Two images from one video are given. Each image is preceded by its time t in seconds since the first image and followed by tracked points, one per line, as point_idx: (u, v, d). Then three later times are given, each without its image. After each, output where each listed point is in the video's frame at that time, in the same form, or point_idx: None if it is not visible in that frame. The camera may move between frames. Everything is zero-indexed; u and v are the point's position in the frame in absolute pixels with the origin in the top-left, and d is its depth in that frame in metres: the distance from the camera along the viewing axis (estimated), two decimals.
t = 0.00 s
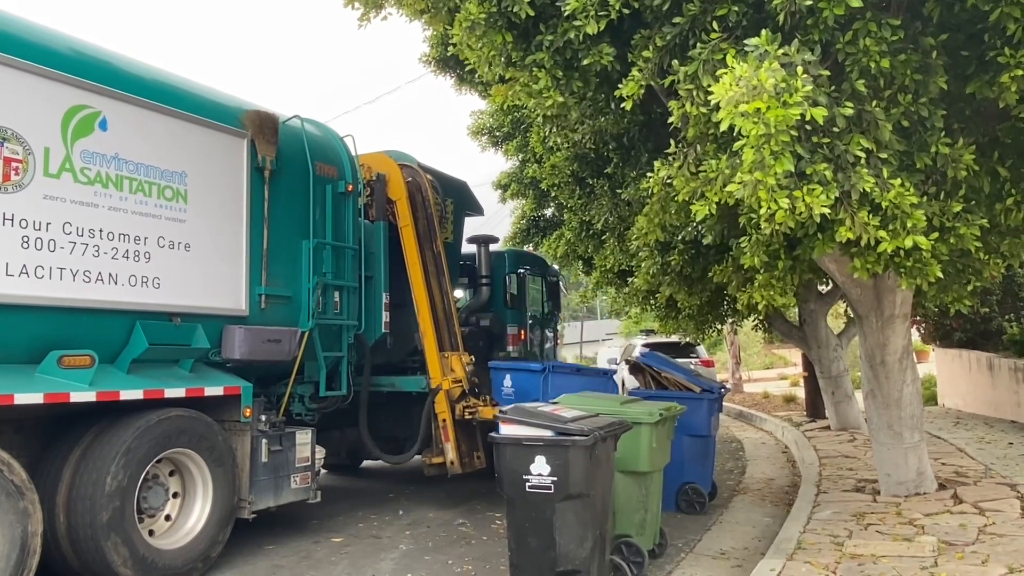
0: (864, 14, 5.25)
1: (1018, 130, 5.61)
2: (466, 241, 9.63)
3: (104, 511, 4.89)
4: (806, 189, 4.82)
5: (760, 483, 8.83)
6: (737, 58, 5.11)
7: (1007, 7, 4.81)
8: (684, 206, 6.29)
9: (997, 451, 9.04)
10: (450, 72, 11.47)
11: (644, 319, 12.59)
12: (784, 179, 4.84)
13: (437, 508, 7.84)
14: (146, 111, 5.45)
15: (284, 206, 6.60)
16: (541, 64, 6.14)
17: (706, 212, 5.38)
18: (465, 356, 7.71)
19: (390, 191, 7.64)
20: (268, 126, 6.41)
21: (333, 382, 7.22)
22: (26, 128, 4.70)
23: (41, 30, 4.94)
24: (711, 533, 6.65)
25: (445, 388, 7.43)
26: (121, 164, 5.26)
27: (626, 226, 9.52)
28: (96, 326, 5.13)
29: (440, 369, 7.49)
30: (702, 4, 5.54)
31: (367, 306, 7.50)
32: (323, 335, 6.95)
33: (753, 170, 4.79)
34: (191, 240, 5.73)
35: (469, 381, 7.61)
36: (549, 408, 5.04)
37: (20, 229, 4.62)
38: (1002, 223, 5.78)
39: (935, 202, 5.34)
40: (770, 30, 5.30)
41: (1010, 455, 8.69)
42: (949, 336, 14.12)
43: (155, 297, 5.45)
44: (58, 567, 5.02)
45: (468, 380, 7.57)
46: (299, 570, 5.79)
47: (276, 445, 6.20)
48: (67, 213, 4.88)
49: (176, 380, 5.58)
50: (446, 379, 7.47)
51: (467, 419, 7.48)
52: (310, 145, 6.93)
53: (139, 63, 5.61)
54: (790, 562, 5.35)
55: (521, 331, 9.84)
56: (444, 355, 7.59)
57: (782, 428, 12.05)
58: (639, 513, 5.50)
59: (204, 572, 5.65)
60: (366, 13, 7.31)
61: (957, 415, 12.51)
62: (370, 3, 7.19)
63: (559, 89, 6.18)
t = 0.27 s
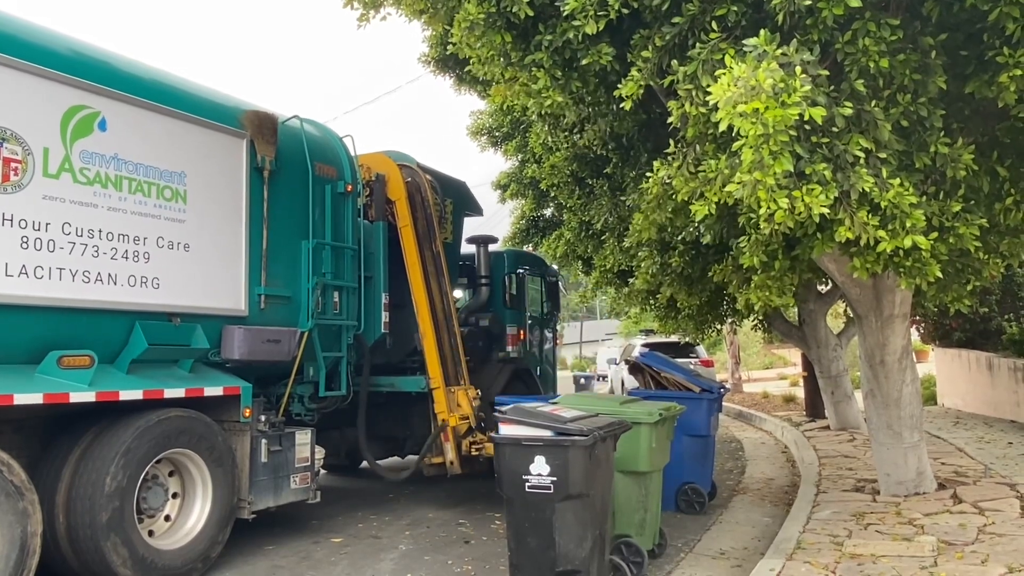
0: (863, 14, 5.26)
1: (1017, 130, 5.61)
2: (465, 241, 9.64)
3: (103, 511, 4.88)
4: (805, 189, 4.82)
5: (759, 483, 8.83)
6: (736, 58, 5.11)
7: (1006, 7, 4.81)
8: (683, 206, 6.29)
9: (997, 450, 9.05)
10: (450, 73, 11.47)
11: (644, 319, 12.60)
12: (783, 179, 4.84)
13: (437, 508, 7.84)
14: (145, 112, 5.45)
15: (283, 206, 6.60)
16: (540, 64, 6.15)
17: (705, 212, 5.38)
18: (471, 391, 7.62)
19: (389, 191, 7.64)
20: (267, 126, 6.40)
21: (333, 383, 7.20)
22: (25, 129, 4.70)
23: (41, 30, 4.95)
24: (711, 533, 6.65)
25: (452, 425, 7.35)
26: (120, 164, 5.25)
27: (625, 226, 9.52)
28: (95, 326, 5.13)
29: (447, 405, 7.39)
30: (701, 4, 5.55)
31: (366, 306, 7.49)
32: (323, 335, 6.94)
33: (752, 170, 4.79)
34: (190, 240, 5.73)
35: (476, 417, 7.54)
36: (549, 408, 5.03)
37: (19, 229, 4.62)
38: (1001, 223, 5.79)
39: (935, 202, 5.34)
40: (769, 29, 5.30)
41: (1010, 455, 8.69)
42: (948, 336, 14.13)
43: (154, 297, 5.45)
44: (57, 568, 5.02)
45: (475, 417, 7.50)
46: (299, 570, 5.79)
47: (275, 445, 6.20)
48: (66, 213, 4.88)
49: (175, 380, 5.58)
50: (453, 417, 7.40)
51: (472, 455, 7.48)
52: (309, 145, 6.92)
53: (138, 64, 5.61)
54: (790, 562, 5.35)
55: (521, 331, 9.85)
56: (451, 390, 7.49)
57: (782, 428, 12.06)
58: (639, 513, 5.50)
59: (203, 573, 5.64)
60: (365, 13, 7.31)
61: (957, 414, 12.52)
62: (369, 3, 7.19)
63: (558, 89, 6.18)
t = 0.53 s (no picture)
0: (862, 14, 5.26)
1: (1016, 130, 5.61)
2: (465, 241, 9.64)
3: (103, 512, 4.88)
4: (804, 189, 4.82)
5: (759, 483, 8.84)
6: (735, 58, 5.11)
7: (1005, 7, 4.82)
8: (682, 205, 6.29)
9: (996, 450, 9.05)
10: (449, 73, 11.47)
11: (643, 319, 12.60)
12: (782, 179, 4.84)
13: (437, 508, 7.84)
14: (143, 112, 5.45)
15: (281, 206, 6.60)
16: (539, 64, 6.15)
17: (705, 212, 5.38)
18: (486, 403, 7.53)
19: (388, 194, 7.63)
20: (265, 126, 6.40)
21: (331, 383, 7.21)
22: (23, 129, 4.70)
23: (39, 30, 4.95)
24: (711, 533, 6.65)
25: (467, 437, 7.27)
26: (119, 164, 5.25)
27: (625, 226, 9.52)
28: (94, 326, 5.13)
29: (460, 417, 7.34)
30: (699, 5, 5.55)
31: (365, 307, 7.49)
32: (321, 335, 6.93)
33: (752, 170, 4.79)
34: (188, 240, 5.73)
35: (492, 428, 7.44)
36: (547, 407, 5.03)
37: (18, 229, 4.62)
38: (1000, 223, 5.80)
39: (934, 202, 5.34)
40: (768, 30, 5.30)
41: (1009, 455, 8.69)
42: (948, 336, 14.14)
43: (153, 297, 5.45)
44: (57, 568, 5.01)
45: (489, 426, 7.40)
46: (298, 571, 5.78)
47: (274, 445, 6.19)
48: (65, 213, 4.88)
49: (174, 381, 5.58)
50: (468, 429, 7.32)
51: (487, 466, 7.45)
52: (308, 145, 6.92)
53: (136, 64, 5.61)
54: (789, 562, 5.35)
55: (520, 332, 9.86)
56: (464, 403, 7.42)
57: (781, 428, 12.06)
58: (639, 513, 5.50)
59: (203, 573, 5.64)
60: (364, 13, 7.30)
61: (956, 414, 12.54)
62: (368, 3, 7.18)
63: (557, 89, 6.18)
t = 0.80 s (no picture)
0: (862, 15, 5.26)
1: (1015, 130, 5.62)
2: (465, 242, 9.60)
3: (103, 513, 4.88)
4: (804, 189, 4.83)
5: (759, 483, 8.84)
6: (734, 58, 5.11)
7: (1004, 7, 4.82)
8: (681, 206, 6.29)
9: (995, 451, 9.05)
10: (449, 74, 11.47)
11: (643, 319, 12.60)
12: (782, 179, 4.84)
13: (437, 509, 7.84)
14: (143, 113, 5.45)
15: (281, 208, 6.60)
16: (539, 65, 6.15)
17: (704, 213, 5.39)
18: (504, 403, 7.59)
19: (388, 202, 7.66)
20: (266, 127, 6.40)
21: (331, 385, 7.20)
22: (24, 130, 4.70)
23: (40, 32, 4.95)
24: (710, 534, 6.66)
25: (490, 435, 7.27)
26: (119, 165, 5.25)
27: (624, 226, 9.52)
28: (94, 327, 5.13)
29: (481, 416, 7.36)
30: (699, 5, 5.55)
31: (365, 308, 7.49)
32: (321, 336, 6.93)
33: (751, 170, 4.79)
34: (188, 241, 5.73)
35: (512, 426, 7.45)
36: (547, 408, 5.03)
37: (18, 231, 4.62)
38: (999, 223, 5.82)
39: (933, 202, 5.34)
40: (768, 30, 5.30)
41: (1008, 455, 8.69)
42: (947, 337, 14.14)
43: (153, 298, 5.45)
44: (56, 568, 5.02)
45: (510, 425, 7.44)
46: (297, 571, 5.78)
47: (274, 446, 6.19)
48: (65, 215, 4.88)
49: (174, 382, 5.58)
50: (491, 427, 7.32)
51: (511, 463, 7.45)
52: (308, 146, 6.92)
53: (137, 65, 5.61)
54: (789, 562, 5.35)
55: (520, 332, 9.87)
56: (484, 404, 7.48)
57: (781, 429, 12.07)
58: (638, 513, 5.50)
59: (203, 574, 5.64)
60: (364, 14, 7.30)
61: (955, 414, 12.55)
62: (367, 4, 7.18)
63: (557, 89, 6.19)
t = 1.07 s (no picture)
0: (861, 15, 5.26)
1: (1014, 130, 5.63)
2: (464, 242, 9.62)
3: (102, 513, 4.88)
4: (803, 189, 4.83)
5: (758, 483, 8.84)
6: (733, 58, 5.11)
7: (1003, 7, 4.82)
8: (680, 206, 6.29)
9: (994, 450, 9.05)
10: (448, 74, 11.48)
11: (642, 319, 12.61)
12: (781, 179, 4.84)
13: (436, 509, 7.84)
14: (143, 113, 5.45)
15: (281, 209, 6.60)
16: (538, 65, 6.15)
17: (703, 213, 5.39)
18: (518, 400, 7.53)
19: (388, 208, 7.61)
20: (266, 127, 6.40)
21: (331, 385, 7.20)
22: (23, 130, 4.70)
23: (39, 32, 4.95)
24: (710, 534, 6.67)
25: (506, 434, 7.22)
26: (118, 165, 5.25)
27: (623, 226, 9.52)
28: (93, 328, 5.13)
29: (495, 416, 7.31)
30: (698, 5, 5.55)
31: (365, 309, 7.49)
32: (321, 336, 6.93)
33: (750, 170, 4.79)
34: (188, 241, 5.73)
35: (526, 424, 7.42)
36: (546, 408, 5.04)
37: (17, 231, 4.62)
38: (999, 223, 5.82)
39: (932, 202, 5.35)
40: (767, 30, 5.30)
41: (1008, 455, 8.69)
42: (946, 337, 14.14)
43: (152, 299, 5.45)
44: (55, 568, 5.01)
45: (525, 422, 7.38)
46: (296, 572, 5.78)
47: (273, 446, 6.19)
48: (64, 215, 4.88)
49: (173, 382, 5.58)
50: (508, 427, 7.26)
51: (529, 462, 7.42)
52: (308, 147, 6.92)
53: (136, 65, 5.61)
54: (788, 562, 5.36)
55: (519, 332, 9.88)
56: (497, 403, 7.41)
57: (780, 429, 12.07)
58: (638, 514, 5.49)
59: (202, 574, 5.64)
60: (363, 14, 7.30)
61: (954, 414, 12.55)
62: (366, 4, 7.18)
63: (556, 89, 6.19)
